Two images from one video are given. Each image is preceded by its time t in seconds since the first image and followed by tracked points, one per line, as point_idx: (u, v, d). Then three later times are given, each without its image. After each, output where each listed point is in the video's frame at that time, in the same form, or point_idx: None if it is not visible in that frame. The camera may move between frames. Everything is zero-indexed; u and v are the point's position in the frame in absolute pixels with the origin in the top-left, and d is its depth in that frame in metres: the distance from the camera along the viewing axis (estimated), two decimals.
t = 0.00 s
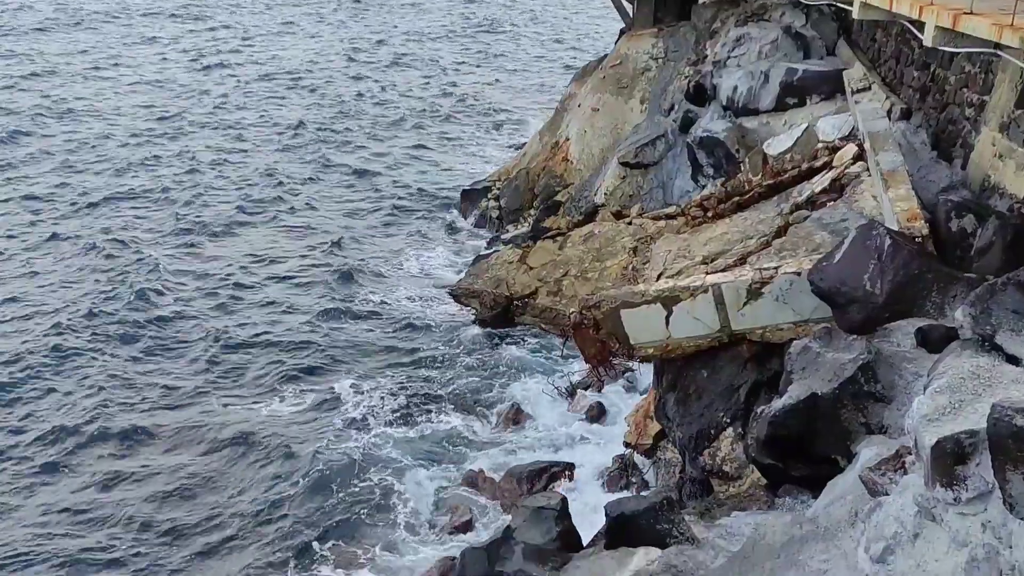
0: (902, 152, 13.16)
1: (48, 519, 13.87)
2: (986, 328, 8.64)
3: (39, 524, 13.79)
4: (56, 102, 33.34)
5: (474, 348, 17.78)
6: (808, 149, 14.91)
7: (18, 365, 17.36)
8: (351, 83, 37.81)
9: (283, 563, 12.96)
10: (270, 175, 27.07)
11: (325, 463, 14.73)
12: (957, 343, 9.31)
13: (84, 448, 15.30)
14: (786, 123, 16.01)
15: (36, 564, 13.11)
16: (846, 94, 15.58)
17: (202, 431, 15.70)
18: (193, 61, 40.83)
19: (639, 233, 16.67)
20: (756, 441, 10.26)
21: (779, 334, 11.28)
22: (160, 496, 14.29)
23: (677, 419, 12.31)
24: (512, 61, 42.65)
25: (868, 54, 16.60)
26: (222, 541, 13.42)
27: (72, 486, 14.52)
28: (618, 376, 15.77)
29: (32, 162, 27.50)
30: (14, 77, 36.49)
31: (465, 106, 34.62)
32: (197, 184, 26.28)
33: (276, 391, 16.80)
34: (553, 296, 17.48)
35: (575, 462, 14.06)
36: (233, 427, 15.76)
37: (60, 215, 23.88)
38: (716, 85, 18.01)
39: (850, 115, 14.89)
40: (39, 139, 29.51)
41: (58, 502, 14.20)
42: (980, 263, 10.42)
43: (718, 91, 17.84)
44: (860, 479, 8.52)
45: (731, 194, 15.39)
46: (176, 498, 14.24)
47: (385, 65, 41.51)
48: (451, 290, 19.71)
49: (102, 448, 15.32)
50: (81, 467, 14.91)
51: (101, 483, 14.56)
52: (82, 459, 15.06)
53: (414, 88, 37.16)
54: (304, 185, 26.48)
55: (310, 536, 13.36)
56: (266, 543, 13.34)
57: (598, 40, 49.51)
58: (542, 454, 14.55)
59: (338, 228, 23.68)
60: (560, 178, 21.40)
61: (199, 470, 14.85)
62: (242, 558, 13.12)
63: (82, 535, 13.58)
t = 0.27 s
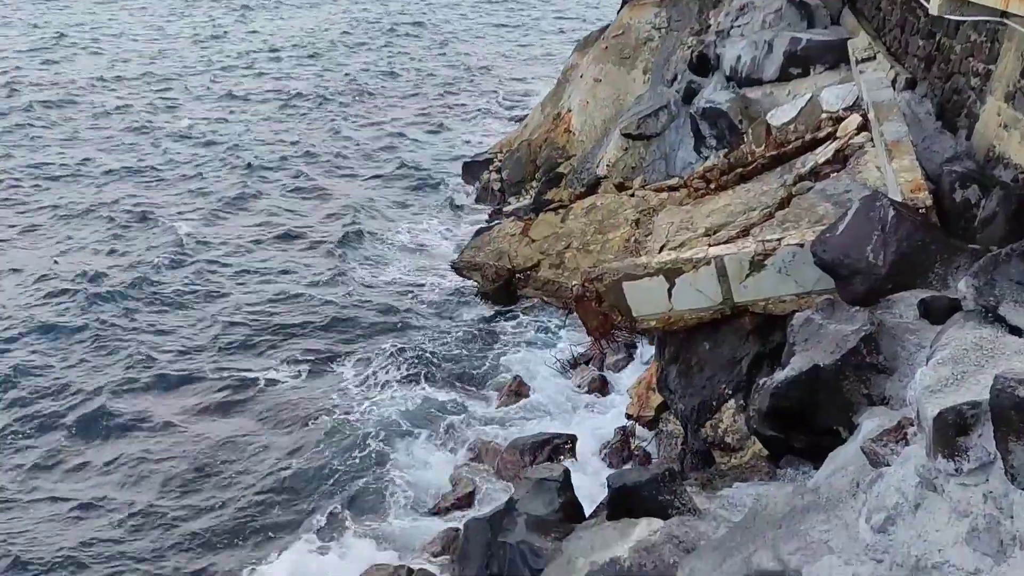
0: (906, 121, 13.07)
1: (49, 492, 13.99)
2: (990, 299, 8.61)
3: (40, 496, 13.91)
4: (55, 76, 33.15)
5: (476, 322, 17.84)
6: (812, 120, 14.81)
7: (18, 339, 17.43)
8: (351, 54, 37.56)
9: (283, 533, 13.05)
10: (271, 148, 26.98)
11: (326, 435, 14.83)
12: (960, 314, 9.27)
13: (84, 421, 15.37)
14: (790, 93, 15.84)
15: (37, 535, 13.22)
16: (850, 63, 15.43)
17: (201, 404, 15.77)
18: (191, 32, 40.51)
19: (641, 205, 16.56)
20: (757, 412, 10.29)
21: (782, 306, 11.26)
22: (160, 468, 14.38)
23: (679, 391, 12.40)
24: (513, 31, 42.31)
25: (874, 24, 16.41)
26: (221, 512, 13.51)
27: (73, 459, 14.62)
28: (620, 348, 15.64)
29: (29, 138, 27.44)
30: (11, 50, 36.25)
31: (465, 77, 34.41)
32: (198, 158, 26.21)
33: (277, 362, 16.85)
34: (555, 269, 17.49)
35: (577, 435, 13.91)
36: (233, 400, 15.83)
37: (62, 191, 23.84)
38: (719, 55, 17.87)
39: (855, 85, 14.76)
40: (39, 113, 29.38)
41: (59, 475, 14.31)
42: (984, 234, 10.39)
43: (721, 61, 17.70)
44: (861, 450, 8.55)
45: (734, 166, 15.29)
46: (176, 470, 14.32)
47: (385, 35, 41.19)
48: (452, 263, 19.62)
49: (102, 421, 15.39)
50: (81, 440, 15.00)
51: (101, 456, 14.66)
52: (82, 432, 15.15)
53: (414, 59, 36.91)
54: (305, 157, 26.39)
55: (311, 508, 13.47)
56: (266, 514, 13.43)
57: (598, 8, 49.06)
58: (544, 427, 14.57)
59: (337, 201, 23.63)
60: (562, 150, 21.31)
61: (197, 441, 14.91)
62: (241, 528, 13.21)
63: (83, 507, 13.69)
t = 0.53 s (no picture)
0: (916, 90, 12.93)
1: (54, 461, 14.11)
2: (1000, 270, 8.53)
3: (45, 466, 14.03)
4: (58, 47, 32.96)
5: (482, 294, 17.78)
6: (821, 90, 14.66)
7: (25, 312, 17.49)
8: (354, 23, 37.25)
9: (285, 503, 13.12)
10: (276, 119, 26.86)
11: (331, 408, 14.89)
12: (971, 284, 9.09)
13: (88, 391, 15.46)
14: (799, 63, 15.72)
15: (42, 503, 13.36)
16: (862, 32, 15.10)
17: (205, 375, 15.83)
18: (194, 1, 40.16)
19: (648, 176, 16.67)
20: (764, 383, 10.26)
21: (790, 278, 11.24)
22: (163, 438, 14.46)
23: (685, 362, 12.30)
24: None
25: None
26: (224, 482, 13.59)
27: (76, 429, 14.72)
28: (626, 321, 15.51)
29: (32, 108, 27.39)
30: (13, 20, 36.00)
31: (470, 46, 34.15)
32: (203, 130, 26.12)
33: (281, 334, 16.88)
34: (562, 241, 17.48)
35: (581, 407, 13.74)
36: (238, 372, 15.87)
37: (67, 163, 23.78)
38: (728, 24, 17.62)
39: (865, 55, 14.60)
40: (43, 85, 29.24)
41: (63, 444, 14.42)
42: (995, 205, 10.30)
43: (730, 31, 17.48)
44: (868, 421, 8.59)
45: (742, 137, 15.23)
46: (179, 440, 14.40)
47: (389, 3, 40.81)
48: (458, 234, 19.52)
49: (105, 391, 15.47)
50: (84, 409, 15.09)
51: (105, 426, 14.74)
52: (85, 401, 15.23)
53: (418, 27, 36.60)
54: (310, 128, 26.28)
55: (316, 479, 13.50)
56: (270, 484, 13.50)
57: None
58: (550, 399, 14.53)
59: (341, 172, 23.56)
60: (569, 121, 21.20)
61: (201, 411, 14.98)
62: (244, 498, 13.30)
63: (87, 476, 13.80)
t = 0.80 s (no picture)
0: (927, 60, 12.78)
1: (55, 427, 14.16)
2: (1011, 242, 8.46)
3: (46, 431, 14.08)
4: (63, 17, 32.82)
5: (488, 267, 17.72)
6: (830, 60, 14.50)
7: (33, 283, 17.55)
8: None
9: (290, 471, 13.19)
10: (281, 90, 26.75)
11: (335, 380, 14.92)
12: (978, 256, 9.12)
13: (96, 360, 15.52)
14: (808, 33, 15.45)
15: (43, 468, 13.42)
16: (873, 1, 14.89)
17: (211, 343, 15.86)
18: None
19: (655, 147, 16.62)
20: (769, 355, 10.23)
21: (797, 251, 11.16)
22: (164, 406, 14.49)
23: (691, 335, 12.30)
24: None
25: None
26: (226, 450, 13.63)
27: (77, 394, 14.75)
28: (632, 293, 15.44)
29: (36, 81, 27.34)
30: None
31: (476, 15, 33.87)
32: (208, 102, 26.02)
33: (284, 306, 16.89)
34: (567, 213, 17.39)
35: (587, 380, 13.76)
36: (245, 341, 15.90)
37: (73, 135, 23.76)
38: None
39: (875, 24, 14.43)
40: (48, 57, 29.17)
41: (64, 409, 14.46)
42: (1007, 174, 10.13)
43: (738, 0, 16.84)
44: (874, 394, 8.61)
45: (749, 107, 14.98)
46: (180, 408, 14.43)
47: None
48: (464, 205, 19.63)
49: (108, 360, 15.52)
50: (86, 377, 15.12)
51: (109, 392, 14.80)
52: (90, 369, 15.28)
53: None
54: (315, 99, 26.14)
55: (323, 445, 13.59)
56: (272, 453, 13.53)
57: None
58: (555, 371, 14.55)
59: (345, 143, 23.46)
60: (575, 92, 21.01)
61: (202, 380, 15.00)
62: (246, 466, 13.34)
63: (89, 442, 13.86)
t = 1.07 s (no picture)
0: (936, 30, 12.56)
1: (57, 394, 14.24)
2: (1019, 214, 8.36)
3: (48, 399, 14.18)
4: None
5: (491, 241, 17.68)
6: (837, 32, 14.44)
7: (37, 257, 17.54)
8: None
9: (295, 441, 13.24)
10: (283, 63, 26.59)
11: (339, 352, 14.95)
12: (985, 227, 9.08)
13: (101, 332, 15.54)
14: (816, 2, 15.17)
15: (48, 436, 13.49)
16: None
17: (215, 314, 15.87)
18: None
19: (660, 119, 16.59)
20: (773, 329, 10.20)
21: (802, 224, 11.09)
22: (167, 375, 14.56)
23: (695, 309, 12.28)
24: None
25: None
26: (228, 420, 13.70)
27: (79, 362, 14.82)
28: (635, 267, 15.32)
29: (36, 52, 27.29)
30: None
31: None
32: (209, 75, 25.88)
33: (286, 279, 16.92)
34: (571, 186, 17.27)
35: (589, 352, 13.63)
36: (248, 312, 15.91)
37: (74, 108, 23.63)
38: None
39: None
40: (47, 30, 28.96)
41: (65, 377, 14.52)
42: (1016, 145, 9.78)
43: None
44: (879, 366, 8.60)
45: (756, 79, 15.00)
46: (182, 378, 14.49)
47: None
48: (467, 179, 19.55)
49: (110, 330, 15.58)
50: (88, 346, 15.18)
51: (113, 363, 14.81)
52: (94, 341, 15.30)
53: None
54: (317, 72, 26.00)
55: (327, 416, 13.64)
56: (274, 424, 13.59)
57: None
58: (559, 344, 14.52)
59: (346, 115, 23.36)
60: (578, 64, 20.87)
61: (204, 352, 15.07)
62: (248, 435, 13.40)
63: (93, 410, 13.92)
